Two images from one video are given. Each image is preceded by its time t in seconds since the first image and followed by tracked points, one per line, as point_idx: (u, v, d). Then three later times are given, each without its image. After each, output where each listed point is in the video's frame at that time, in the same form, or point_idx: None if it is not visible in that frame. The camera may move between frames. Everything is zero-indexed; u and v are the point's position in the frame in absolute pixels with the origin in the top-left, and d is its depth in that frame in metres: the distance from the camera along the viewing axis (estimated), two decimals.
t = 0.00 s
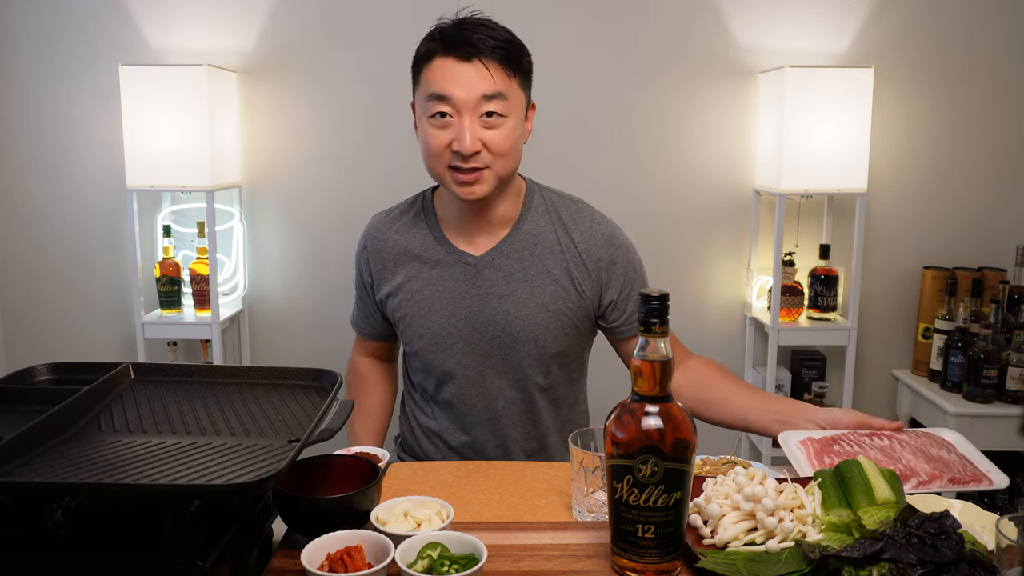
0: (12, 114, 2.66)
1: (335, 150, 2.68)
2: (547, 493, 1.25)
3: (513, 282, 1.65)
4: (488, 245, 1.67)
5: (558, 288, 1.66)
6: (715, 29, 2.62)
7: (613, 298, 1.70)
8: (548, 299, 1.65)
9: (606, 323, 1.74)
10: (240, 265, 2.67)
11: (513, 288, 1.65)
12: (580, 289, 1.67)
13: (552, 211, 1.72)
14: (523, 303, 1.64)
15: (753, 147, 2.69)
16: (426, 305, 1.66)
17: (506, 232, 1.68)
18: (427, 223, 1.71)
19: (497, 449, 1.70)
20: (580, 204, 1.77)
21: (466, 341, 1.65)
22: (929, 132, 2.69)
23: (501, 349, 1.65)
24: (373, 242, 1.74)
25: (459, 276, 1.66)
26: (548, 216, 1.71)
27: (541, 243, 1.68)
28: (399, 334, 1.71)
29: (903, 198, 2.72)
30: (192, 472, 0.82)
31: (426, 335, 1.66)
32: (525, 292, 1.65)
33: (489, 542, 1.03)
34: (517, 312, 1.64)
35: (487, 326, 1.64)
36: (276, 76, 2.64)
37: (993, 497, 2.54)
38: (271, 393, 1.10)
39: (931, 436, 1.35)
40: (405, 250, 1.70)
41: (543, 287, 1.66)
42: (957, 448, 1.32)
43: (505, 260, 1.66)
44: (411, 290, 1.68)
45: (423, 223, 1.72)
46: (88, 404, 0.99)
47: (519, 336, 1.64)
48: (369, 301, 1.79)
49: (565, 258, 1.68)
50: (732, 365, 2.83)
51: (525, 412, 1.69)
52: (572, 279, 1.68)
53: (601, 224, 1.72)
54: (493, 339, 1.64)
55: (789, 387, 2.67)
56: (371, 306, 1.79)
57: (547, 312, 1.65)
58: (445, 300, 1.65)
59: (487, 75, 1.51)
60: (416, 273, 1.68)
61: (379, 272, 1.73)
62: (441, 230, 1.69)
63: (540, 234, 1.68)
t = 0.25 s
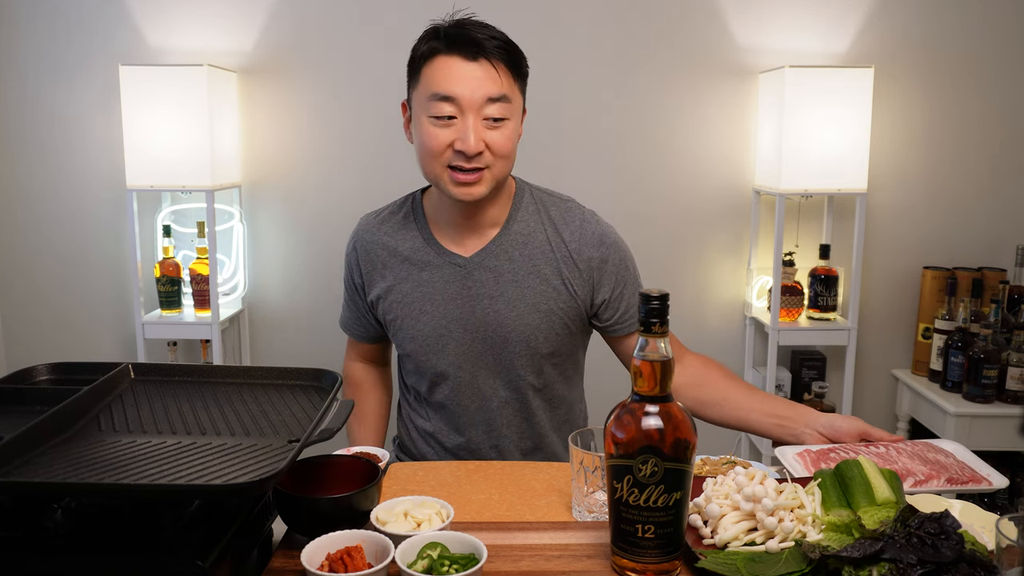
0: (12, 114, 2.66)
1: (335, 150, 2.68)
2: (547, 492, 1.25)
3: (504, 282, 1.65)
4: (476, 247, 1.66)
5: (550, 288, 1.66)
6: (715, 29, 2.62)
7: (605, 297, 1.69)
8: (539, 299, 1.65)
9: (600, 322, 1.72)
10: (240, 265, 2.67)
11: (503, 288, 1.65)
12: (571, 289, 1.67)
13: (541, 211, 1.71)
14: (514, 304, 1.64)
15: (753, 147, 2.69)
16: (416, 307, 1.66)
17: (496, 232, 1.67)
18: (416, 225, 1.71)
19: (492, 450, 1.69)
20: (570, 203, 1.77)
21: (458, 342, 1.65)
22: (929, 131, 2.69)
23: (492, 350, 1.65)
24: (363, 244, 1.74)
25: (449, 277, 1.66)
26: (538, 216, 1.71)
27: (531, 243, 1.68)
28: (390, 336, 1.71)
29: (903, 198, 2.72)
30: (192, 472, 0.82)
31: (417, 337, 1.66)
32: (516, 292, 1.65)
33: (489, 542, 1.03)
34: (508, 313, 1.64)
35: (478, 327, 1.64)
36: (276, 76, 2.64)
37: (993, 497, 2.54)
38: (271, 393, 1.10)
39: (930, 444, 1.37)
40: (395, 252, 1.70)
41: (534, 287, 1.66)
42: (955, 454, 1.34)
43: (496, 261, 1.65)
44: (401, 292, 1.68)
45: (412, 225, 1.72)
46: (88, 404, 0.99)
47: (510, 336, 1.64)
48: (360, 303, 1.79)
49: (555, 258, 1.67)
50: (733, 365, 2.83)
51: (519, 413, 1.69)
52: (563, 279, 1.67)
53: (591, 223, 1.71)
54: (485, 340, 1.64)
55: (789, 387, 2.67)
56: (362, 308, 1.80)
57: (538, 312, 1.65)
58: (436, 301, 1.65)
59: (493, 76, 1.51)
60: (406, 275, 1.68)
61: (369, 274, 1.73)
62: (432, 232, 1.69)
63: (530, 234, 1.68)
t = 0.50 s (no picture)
0: (12, 115, 2.66)
1: (335, 150, 2.68)
2: (547, 492, 1.25)
3: (496, 280, 1.65)
4: (468, 245, 1.66)
5: (542, 286, 1.66)
6: (715, 29, 2.62)
7: (598, 295, 1.69)
8: (532, 298, 1.65)
9: (594, 320, 1.72)
10: (240, 265, 2.67)
11: (496, 286, 1.64)
12: (564, 287, 1.67)
13: (534, 208, 1.70)
14: (506, 302, 1.64)
15: (753, 147, 2.69)
16: (409, 305, 1.66)
17: (487, 231, 1.67)
18: (409, 222, 1.70)
19: (486, 449, 1.69)
20: (564, 199, 1.76)
21: (450, 340, 1.65)
22: (929, 131, 2.69)
23: (485, 348, 1.65)
24: (355, 239, 1.73)
25: (441, 275, 1.66)
26: (531, 213, 1.70)
27: (523, 241, 1.67)
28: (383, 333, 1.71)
29: (903, 198, 2.72)
30: (192, 472, 0.82)
31: (410, 335, 1.66)
32: (509, 290, 1.65)
33: (489, 542, 1.03)
34: (500, 311, 1.64)
35: (470, 325, 1.64)
36: (276, 76, 2.64)
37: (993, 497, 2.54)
38: (271, 393, 1.10)
39: (923, 451, 1.38)
40: (386, 249, 1.70)
41: (526, 285, 1.65)
42: (950, 462, 1.36)
43: (488, 258, 1.65)
44: (394, 290, 1.68)
45: (405, 222, 1.71)
46: (88, 404, 0.99)
47: (503, 335, 1.64)
48: (353, 299, 1.79)
49: (548, 256, 1.67)
50: (732, 365, 2.83)
51: (513, 411, 1.69)
52: (556, 276, 1.67)
53: (585, 220, 1.70)
54: (477, 338, 1.65)
55: (789, 387, 2.67)
56: (355, 304, 1.79)
57: (531, 310, 1.65)
58: (428, 299, 1.65)
59: (516, 84, 1.52)
60: (399, 273, 1.68)
61: (362, 272, 1.73)
62: (425, 229, 1.69)
63: (522, 232, 1.67)
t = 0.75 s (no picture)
0: (12, 115, 2.66)
1: (335, 150, 2.68)
2: (547, 492, 1.25)
3: (497, 278, 1.65)
4: (471, 243, 1.67)
5: (543, 284, 1.66)
6: (715, 29, 2.62)
7: (598, 292, 1.69)
8: (533, 295, 1.65)
9: (593, 314, 1.71)
10: (240, 265, 2.67)
11: (496, 284, 1.65)
12: (564, 284, 1.67)
13: (534, 205, 1.71)
14: (507, 300, 1.64)
15: (753, 147, 2.69)
16: (409, 303, 1.66)
17: (488, 230, 1.67)
18: (408, 220, 1.71)
19: (485, 448, 1.69)
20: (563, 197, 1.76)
21: (451, 338, 1.65)
22: (929, 131, 2.69)
23: (485, 346, 1.65)
24: (353, 238, 1.73)
25: (442, 273, 1.66)
26: (530, 210, 1.70)
27: (523, 239, 1.67)
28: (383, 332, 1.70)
29: (902, 198, 2.72)
30: (192, 472, 0.82)
31: (410, 333, 1.66)
32: (509, 288, 1.65)
33: (489, 542, 1.03)
34: (501, 308, 1.64)
35: (471, 323, 1.64)
36: (276, 76, 2.64)
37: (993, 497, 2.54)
38: (271, 393, 1.10)
39: (921, 452, 1.39)
40: (386, 247, 1.70)
41: (527, 283, 1.66)
42: (950, 462, 1.36)
43: (489, 257, 1.65)
44: (394, 288, 1.68)
45: (405, 220, 1.71)
46: (88, 404, 0.99)
47: (504, 332, 1.64)
48: (353, 298, 1.79)
49: (548, 253, 1.67)
50: (733, 365, 2.83)
51: (514, 409, 1.69)
52: (556, 274, 1.67)
53: (584, 217, 1.71)
54: (478, 336, 1.64)
55: (789, 387, 2.67)
56: (354, 303, 1.79)
57: (532, 308, 1.65)
58: (429, 297, 1.65)
59: (527, 87, 1.52)
60: (398, 271, 1.68)
61: (362, 270, 1.73)
62: (426, 228, 1.69)
63: (522, 229, 1.68)
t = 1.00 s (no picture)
0: (12, 115, 2.66)
1: (335, 150, 2.68)
2: (547, 493, 1.25)
3: (504, 279, 1.65)
4: (478, 245, 1.67)
5: (550, 285, 1.67)
6: (715, 29, 2.62)
7: (603, 292, 1.72)
8: (540, 296, 1.66)
9: (598, 313, 1.77)
10: (240, 265, 2.67)
11: (504, 285, 1.65)
12: (572, 286, 1.68)
13: (541, 207, 1.71)
14: (515, 301, 1.64)
15: (753, 147, 2.69)
16: (416, 304, 1.65)
17: (496, 232, 1.67)
18: (415, 221, 1.71)
19: (488, 449, 1.69)
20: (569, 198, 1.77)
21: (458, 339, 1.64)
22: (929, 131, 2.69)
23: (493, 347, 1.64)
24: (359, 238, 1.73)
25: (449, 274, 1.66)
26: (538, 212, 1.71)
27: (530, 240, 1.68)
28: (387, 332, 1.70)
29: (902, 198, 2.72)
30: (193, 472, 0.82)
31: (416, 333, 1.65)
32: (517, 289, 1.65)
33: (489, 542, 1.03)
34: (509, 310, 1.64)
35: (479, 324, 1.64)
36: (276, 76, 2.64)
37: (993, 497, 2.54)
38: (271, 393, 1.10)
39: (921, 451, 1.39)
40: (392, 248, 1.70)
41: (535, 284, 1.66)
42: (951, 463, 1.36)
43: (496, 258, 1.66)
44: (401, 289, 1.67)
45: (411, 221, 1.71)
46: (88, 404, 0.99)
47: (511, 334, 1.64)
48: (357, 296, 1.79)
49: (555, 255, 1.68)
50: (733, 365, 2.83)
51: (515, 410, 1.68)
52: (564, 275, 1.68)
53: (592, 217, 1.72)
54: (485, 337, 1.64)
55: (789, 387, 2.67)
56: (359, 302, 1.79)
57: (539, 309, 1.65)
58: (436, 298, 1.65)
59: (515, 79, 1.52)
60: (405, 272, 1.68)
61: (368, 270, 1.72)
62: (432, 228, 1.69)
63: (529, 230, 1.68)
